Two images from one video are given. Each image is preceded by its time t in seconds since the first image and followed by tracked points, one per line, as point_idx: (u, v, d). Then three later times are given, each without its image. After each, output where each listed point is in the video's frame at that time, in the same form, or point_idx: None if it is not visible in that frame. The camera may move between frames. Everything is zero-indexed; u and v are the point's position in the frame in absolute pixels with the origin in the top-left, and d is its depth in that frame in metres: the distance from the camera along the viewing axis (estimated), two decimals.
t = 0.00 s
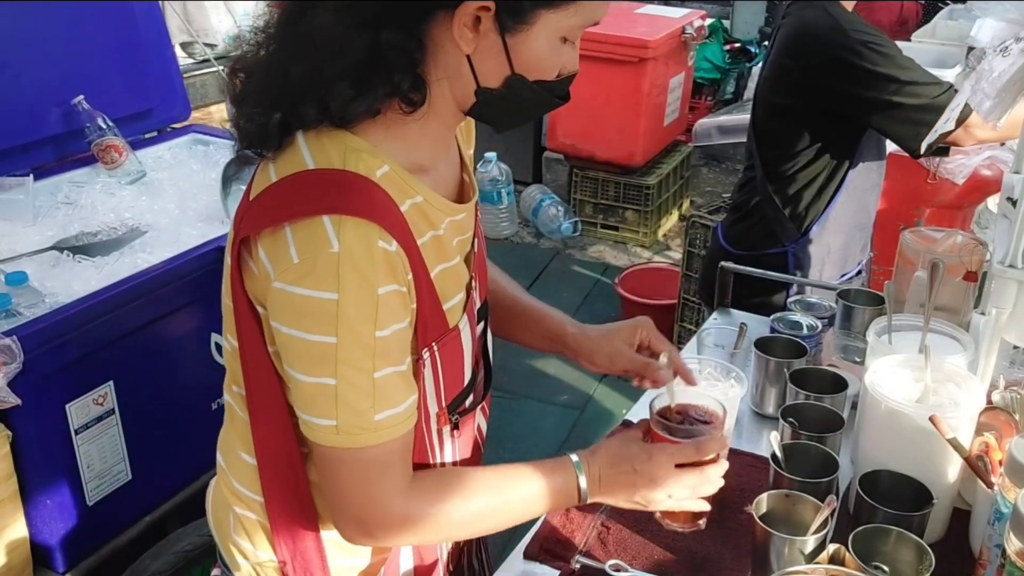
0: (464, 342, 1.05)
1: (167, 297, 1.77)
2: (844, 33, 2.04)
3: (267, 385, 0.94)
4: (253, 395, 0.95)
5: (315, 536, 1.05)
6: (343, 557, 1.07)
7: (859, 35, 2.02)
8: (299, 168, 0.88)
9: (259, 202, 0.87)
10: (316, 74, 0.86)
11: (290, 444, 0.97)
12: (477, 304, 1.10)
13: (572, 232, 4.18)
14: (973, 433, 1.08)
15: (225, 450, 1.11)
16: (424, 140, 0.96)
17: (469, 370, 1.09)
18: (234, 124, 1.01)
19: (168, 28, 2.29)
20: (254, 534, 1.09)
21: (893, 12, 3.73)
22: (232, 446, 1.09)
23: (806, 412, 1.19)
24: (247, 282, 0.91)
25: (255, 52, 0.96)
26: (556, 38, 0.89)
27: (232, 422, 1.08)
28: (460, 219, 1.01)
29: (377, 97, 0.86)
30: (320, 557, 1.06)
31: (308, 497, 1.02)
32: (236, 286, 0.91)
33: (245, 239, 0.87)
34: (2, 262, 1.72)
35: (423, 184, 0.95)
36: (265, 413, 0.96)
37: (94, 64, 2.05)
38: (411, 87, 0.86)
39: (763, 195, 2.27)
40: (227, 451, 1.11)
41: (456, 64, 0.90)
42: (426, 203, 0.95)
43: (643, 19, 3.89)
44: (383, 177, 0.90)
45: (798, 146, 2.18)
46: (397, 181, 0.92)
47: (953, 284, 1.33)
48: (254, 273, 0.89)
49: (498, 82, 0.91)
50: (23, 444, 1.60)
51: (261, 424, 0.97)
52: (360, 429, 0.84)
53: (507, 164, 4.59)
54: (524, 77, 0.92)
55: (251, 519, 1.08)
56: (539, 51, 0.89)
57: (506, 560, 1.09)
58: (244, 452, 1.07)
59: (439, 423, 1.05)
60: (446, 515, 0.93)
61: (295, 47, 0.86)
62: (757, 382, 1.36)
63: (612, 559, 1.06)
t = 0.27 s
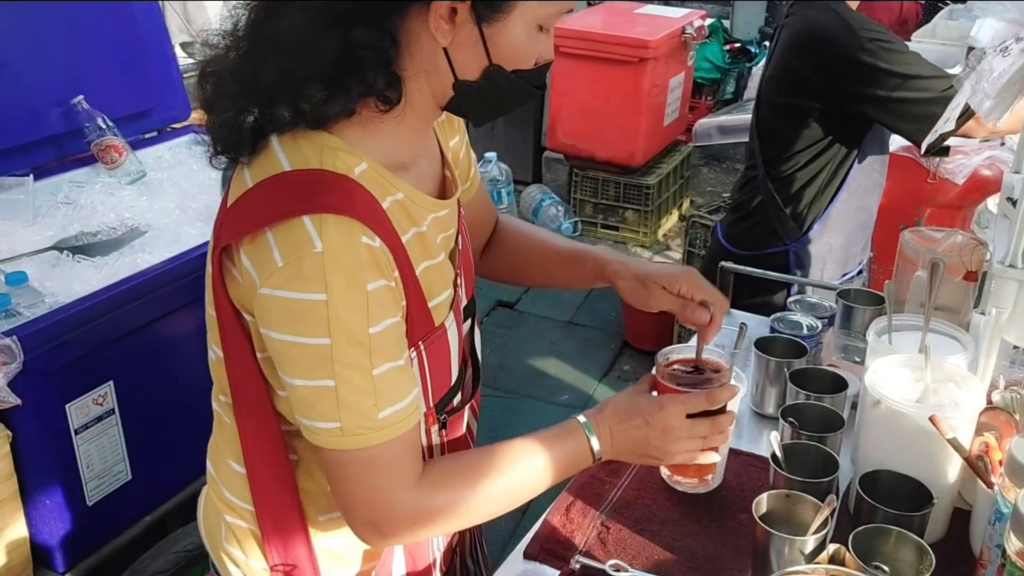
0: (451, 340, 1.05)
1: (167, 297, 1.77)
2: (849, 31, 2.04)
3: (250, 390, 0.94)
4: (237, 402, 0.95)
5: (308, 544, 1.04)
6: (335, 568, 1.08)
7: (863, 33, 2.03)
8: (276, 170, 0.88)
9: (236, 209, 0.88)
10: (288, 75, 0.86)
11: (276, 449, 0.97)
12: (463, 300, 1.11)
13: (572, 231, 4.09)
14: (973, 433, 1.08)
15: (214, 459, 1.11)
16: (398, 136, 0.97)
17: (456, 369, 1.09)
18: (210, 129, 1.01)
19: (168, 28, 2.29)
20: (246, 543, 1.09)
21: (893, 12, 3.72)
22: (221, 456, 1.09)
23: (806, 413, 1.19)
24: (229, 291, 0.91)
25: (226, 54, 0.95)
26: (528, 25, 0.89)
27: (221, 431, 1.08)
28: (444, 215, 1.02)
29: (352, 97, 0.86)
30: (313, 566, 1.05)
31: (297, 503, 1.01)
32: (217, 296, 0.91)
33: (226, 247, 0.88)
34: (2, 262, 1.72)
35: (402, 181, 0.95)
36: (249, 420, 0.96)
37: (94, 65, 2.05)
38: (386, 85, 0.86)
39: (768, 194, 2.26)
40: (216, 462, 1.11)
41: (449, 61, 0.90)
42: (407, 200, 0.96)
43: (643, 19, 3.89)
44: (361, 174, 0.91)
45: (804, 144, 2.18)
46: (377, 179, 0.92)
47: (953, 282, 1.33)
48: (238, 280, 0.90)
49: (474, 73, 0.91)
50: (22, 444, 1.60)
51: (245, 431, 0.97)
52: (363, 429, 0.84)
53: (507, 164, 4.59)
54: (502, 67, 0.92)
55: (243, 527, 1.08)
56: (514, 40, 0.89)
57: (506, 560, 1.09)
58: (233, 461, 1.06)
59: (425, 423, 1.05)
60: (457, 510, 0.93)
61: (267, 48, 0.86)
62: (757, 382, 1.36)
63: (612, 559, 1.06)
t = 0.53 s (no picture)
0: (460, 335, 1.06)
1: (167, 297, 1.77)
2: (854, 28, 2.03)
3: (261, 392, 0.94)
4: (247, 403, 0.95)
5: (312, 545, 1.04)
6: (337, 570, 1.08)
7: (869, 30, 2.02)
8: (290, 165, 0.88)
9: (249, 206, 0.87)
10: (302, 75, 0.86)
11: (284, 450, 0.97)
12: (468, 297, 1.12)
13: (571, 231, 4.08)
14: (973, 433, 1.08)
15: (214, 465, 1.11)
16: (409, 131, 0.97)
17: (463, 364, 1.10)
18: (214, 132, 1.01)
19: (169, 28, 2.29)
20: (247, 548, 1.09)
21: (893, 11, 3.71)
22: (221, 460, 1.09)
23: (806, 413, 1.19)
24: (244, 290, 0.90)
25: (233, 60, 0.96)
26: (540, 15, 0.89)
27: (223, 435, 1.08)
28: (454, 211, 1.02)
29: (366, 94, 0.87)
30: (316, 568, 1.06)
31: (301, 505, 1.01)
32: (228, 295, 0.90)
33: (242, 244, 0.87)
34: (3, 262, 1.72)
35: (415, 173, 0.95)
36: (260, 420, 0.96)
37: (94, 65, 2.05)
38: (398, 84, 0.87)
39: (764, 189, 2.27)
40: (217, 467, 1.10)
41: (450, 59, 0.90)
42: (420, 193, 0.96)
43: (643, 19, 3.90)
44: (376, 167, 0.91)
45: (801, 142, 2.19)
46: (393, 171, 0.93)
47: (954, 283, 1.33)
48: (254, 278, 0.89)
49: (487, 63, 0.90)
50: (22, 444, 1.60)
51: (254, 432, 0.97)
52: (393, 421, 0.84)
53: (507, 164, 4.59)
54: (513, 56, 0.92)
55: (245, 532, 1.08)
56: (525, 30, 0.89)
57: (506, 560, 1.09)
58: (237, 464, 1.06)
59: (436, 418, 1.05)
60: (483, 498, 0.92)
61: (280, 47, 0.86)
62: (757, 382, 1.36)
63: (612, 559, 1.06)
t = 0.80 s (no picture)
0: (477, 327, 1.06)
1: (167, 297, 1.77)
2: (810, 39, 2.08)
3: (286, 385, 0.93)
4: (271, 397, 0.94)
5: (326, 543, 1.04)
6: (348, 571, 1.09)
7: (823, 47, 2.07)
8: (325, 151, 0.88)
9: (283, 194, 0.87)
10: (337, 63, 0.85)
11: (304, 445, 0.97)
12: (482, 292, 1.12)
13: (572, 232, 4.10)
14: (973, 433, 1.08)
15: (223, 466, 1.10)
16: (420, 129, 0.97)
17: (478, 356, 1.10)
18: (241, 123, 1.01)
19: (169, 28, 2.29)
20: (256, 549, 1.08)
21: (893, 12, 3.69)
22: (231, 460, 1.08)
23: (806, 413, 1.19)
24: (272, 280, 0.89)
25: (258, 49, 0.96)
26: (560, 11, 0.92)
27: (232, 436, 1.07)
28: (473, 203, 1.01)
29: (398, 82, 0.86)
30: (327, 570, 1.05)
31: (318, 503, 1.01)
32: (254, 287, 0.90)
33: (275, 231, 0.86)
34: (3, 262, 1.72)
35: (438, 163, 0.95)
36: (283, 414, 0.95)
37: (94, 65, 2.05)
38: (428, 71, 0.87)
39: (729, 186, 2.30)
40: (226, 468, 1.09)
41: (451, 55, 0.90)
42: (444, 181, 0.96)
43: (643, 19, 3.90)
44: (407, 153, 0.90)
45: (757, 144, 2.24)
46: (421, 160, 0.92)
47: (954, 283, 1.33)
48: (284, 268, 0.88)
49: (510, 56, 0.91)
50: (22, 444, 1.60)
51: (277, 426, 0.96)
52: (433, 403, 0.81)
53: (507, 164, 4.59)
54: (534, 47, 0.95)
55: (254, 534, 1.07)
56: (538, 24, 0.90)
57: (506, 560, 1.09)
58: (249, 463, 1.05)
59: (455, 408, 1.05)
60: (519, 485, 0.90)
61: (312, 38, 0.85)
62: (757, 382, 1.36)
63: (612, 559, 1.06)
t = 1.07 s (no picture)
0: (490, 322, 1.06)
1: (167, 296, 1.77)
2: (716, 49, 1.91)
3: (304, 375, 0.94)
4: (288, 389, 0.94)
5: (337, 540, 1.04)
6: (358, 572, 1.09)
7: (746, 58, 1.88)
8: (345, 139, 0.88)
9: (302, 184, 0.87)
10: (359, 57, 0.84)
11: (319, 436, 0.97)
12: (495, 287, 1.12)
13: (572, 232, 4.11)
14: (973, 433, 1.08)
15: (230, 469, 1.10)
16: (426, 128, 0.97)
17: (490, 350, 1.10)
18: (258, 115, 1.01)
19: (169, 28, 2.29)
20: (263, 552, 1.08)
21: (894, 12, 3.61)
22: (238, 461, 1.08)
23: (806, 413, 1.19)
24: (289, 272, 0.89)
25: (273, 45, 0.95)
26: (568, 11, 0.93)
27: (238, 437, 1.07)
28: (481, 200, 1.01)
29: (414, 74, 0.86)
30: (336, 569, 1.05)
31: (330, 498, 1.01)
32: (273, 279, 0.90)
33: (295, 222, 0.86)
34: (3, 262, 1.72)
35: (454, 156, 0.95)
36: (299, 405, 0.95)
37: (95, 65, 2.05)
38: (444, 66, 0.86)
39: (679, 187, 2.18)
40: (233, 471, 1.09)
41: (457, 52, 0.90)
42: (457, 174, 0.95)
43: (643, 19, 3.90)
44: (424, 144, 0.90)
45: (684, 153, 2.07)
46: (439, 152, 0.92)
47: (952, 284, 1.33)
48: (303, 259, 0.88)
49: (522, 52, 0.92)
50: (22, 444, 1.60)
51: (293, 420, 0.96)
52: (454, 387, 0.81)
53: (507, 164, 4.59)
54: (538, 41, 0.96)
55: (262, 537, 1.07)
56: (543, 24, 0.91)
57: (506, 560, 1.09)
58: (255, 465, 1.04)
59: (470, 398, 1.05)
60: (537, 474, 0.89)
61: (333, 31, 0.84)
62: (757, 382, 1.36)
63: (612, 559, 1.06)
